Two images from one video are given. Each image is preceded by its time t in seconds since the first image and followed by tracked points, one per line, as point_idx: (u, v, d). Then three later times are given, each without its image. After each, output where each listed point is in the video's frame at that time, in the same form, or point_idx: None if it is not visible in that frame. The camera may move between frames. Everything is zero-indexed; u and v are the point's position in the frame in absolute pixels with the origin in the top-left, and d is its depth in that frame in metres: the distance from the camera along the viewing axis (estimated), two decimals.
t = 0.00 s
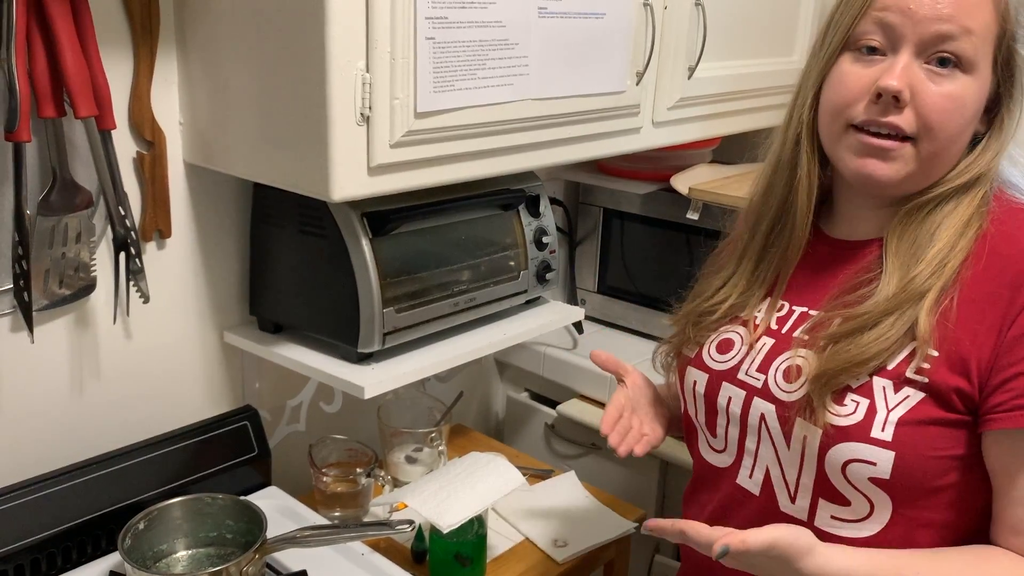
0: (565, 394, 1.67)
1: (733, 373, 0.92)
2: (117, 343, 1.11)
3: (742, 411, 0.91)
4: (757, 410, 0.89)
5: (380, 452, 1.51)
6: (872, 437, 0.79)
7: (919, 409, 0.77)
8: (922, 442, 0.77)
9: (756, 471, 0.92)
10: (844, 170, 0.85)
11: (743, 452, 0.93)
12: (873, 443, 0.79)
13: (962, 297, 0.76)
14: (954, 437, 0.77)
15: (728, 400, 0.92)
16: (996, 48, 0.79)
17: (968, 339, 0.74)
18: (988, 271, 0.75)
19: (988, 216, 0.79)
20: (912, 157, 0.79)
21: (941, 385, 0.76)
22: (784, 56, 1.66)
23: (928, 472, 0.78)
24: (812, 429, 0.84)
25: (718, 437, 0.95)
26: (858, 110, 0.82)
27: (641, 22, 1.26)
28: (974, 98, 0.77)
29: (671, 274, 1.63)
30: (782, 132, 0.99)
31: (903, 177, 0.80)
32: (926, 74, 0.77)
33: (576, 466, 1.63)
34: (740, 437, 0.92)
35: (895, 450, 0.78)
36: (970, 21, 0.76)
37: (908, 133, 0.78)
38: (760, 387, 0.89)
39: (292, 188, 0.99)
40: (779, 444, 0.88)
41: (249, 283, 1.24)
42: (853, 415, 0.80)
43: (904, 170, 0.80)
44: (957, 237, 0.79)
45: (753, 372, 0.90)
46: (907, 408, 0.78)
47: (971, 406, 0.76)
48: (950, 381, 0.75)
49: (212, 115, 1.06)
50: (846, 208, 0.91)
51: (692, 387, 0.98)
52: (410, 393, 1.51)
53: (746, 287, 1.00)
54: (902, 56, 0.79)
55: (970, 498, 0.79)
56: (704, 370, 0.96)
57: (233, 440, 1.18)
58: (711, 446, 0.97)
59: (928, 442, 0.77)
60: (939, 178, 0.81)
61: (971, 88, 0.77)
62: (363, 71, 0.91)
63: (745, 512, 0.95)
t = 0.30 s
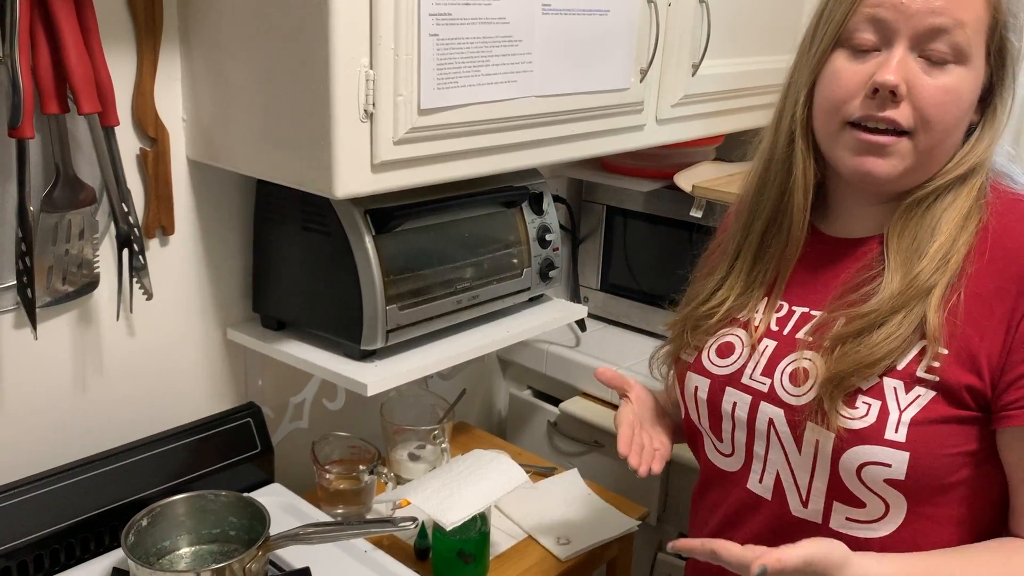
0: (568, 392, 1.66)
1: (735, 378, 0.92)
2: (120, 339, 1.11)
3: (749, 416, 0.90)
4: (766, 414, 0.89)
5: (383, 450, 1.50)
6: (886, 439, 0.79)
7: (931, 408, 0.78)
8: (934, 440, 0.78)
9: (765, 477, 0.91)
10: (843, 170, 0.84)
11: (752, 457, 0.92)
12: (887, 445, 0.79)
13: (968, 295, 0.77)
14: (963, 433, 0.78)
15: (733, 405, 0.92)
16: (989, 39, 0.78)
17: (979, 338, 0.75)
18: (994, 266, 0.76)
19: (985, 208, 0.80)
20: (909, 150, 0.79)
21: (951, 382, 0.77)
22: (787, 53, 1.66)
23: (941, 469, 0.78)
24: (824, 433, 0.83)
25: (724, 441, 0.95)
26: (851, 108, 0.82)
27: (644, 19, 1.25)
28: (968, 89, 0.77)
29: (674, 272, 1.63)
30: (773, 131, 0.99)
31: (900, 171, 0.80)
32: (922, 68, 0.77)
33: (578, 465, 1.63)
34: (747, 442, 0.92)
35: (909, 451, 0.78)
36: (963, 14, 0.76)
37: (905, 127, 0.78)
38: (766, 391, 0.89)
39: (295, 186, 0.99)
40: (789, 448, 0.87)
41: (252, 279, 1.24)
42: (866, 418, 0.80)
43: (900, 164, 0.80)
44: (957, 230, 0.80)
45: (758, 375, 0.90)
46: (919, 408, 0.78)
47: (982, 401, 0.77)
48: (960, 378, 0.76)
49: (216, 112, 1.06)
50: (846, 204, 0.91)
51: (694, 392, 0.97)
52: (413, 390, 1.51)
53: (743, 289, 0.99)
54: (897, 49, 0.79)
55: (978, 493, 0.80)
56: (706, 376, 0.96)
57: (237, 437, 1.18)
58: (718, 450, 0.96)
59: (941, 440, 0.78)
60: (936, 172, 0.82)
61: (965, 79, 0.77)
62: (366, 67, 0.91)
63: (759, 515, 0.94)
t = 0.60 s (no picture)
0: (570, 389, 1.66)
1: (733, 375, 0.92)
2: (123, 335, 1.11)
3: (746, 413, 0.90)
4: (762, 411, 0.89)
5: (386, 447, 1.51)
6: (881, 436, 0.79)
7: (925, 403, 0.78)
8: (928, 436, 0.78)
9: (764, 472, 0.91)
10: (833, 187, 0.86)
11: (750, 454, 0.92)
12: (881, 442, 0.79)
13: (962, 291, 0.77)
14: (956, 429, 0.78)
15: (730, 403, 0.92)
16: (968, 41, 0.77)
17: (971, 333, 0.75)
18: (987, 261, 0.76)
19: (977, 205, 0.80)
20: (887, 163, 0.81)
21: (945, 379, 0.77)
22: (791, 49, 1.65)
23: (935, 465, 0.78)
24: (820, 430, 0.83)
25: (722, 437, 0.95)
26: (835, 126, 0.82)
27: (648, 15, 1.25)
28: (948, 99, 0.77)
29: (676, 268, 1.62)
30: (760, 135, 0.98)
31: (883, 185, 0.82)
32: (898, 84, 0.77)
33: (580, 461, 1.63)
34: (745, 438, 0.92)
35: (904, 446, 0.78)
36: (937, 27, 0.75)
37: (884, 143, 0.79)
38: (762, 389, 0.89)
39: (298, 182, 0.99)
40: (786, 445, 0.88)
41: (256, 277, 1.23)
42: (861, 415, 0.80)
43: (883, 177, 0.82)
44: (949, 228, 0.80)
45: (754, 373, 0.90)
46: (913, 404, 0.78)
47: (974, 396, 0.77)
48: (955, 374, 0.76)
49: (218, 109, 1.06)
50: (837, 206, 0.91)
51: (692, 390, 0.97)
52: (417, 386, 1.51)
53: (734, 296, 1.00)
54: (872, 69, 0.79)
55: (975, 487, 0.80)
56: (704, 373, 0.96)
57: (239, 433, 1.18)
58: (716, 446, 0.97)
59: (934, 435, 0.78)
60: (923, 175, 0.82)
61: (944, 89, 0.77)
62: (369, 63, 0.91)
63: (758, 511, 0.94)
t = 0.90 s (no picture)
0: (572, 387, 1.66)
1: (726, 372, 0.92)
2: (125, 334, 1.11)
3: (738, 409, 0.90)
4: (753, 409, 0.89)
5: (388, 445, 1.51)
6: (865, 434, 0.80)
7: (910, 403, 0.78)
8: (915, 435, 0.78)
9: (756, 468, 0.92)
10: (822, 169, 0.84)
11: (743, 450, 0.92)
12: (865, 440, 0.80)
13: (948, 290, 0.77)
14: (944, 428, 0.78)
15: (724, 399, 0.92)
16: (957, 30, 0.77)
17: (957, 332, 0.75)
18: (975, 260, 0.76)
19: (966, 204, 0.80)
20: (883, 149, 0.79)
21: (931, 379, 0.77)
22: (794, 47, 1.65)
23: (921, 464, 0.79)
24: (807, 427, 0.84)
25: (718, 433, 0.95)
26: (824, 113, 0.82)
27: (650, 12, 1.25)
28: (939, 88, 0.77)
29: (678, 266, 1.62)
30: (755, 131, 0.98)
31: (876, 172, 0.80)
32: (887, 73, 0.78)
33: (582, 458, 1.63)
34: (737, 434, 0.92)
35: (888, 445, 0.79)
36: (926, 17, 0.76)
37: (877, 129, 0.78)
38: (754, 386, 0.89)
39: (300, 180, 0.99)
40: (775, 441, 0.88)
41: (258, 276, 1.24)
42: (846, 413, 0.81)
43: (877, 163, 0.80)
44: (939, 224, 0.80)
45: (747, 370, 0.90)
46: (898, 403, 0.79)
47: (961, 395, 0.77)
48: (940, 374, 0.76)
49: (220, 107, 1.06)
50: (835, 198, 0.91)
51: (688, 386, 0.98)
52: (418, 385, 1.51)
53: (729, 295, 1.00)
54: (863, 57, 0.79)
55: (963, 485, 0.80)
56: (699, 369, 0.96)
57: (241, 431, 1.18)
58: (713, 441, 0.97)
59: (921, 435, 0.78)
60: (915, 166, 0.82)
61: (934, 80, 0.77)
62: (370, 62, 0.91)
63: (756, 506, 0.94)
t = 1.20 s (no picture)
0: (573, 387, 1.66)
1: (729, 364, 0.93)
2: (126, 334, 1.11)
3: (737, 401, 0.92)
4: (751, 401, 0.90)
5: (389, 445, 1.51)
6: (859, 431, 0.80)
7: (908, 402, 0.78)
8: (911, 436, 0.78)
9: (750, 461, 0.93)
10: (843, 181, 0.85)
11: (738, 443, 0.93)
12: (859, 437, 0.80)
13: (953, 292, 0.77)
14: (941, 431, 0.78)
15: (723, 391, 0.93)
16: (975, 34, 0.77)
17: (958, 333, 0.75)
18: (982, 266, 0.76)
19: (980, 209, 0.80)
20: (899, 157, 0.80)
21: (929, 380, 0.77)
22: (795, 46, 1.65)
23: (916, 465, 0.79)
24: (801, 420, 0.85)
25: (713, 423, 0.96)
26: (840, 121, 0.83)
27: (650, 12, 1.25)
28: (956, 92, 0.77)
29: (679, 267, 1.62)
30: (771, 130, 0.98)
31: (894, 179, 0.81)
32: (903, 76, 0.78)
33: (583, 459, 1.63)
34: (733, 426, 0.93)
35: (882, 444, 0.79)
36: (942, 19, 0.76)
37: (891, 136, 0.79)
38: (755, 378, 0.90)
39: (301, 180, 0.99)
40: (770, 434, 0.89)
41: (258, 277, 1.24)
42: (843, 408, 0.81)
43: (894, 171, 0.81)
44: (953, 226, 0.80)
45: (750, 363, 0.91)
46: (895, 402, 0.79)
47: (960, 399, 0.77)
48: (938, 376, 0.76)
49: (221, 107, 1.06)
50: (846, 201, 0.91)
51: (692, 377, 0.99)
52: (418, 385, 1.51)
53: (735, 293, 1.01)
54: (879, 59, 0.79)
55: (959, 494, 0.80)
56: (702, 361, 0.97)
57: (242, 431, 1.18)
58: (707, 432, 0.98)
59: (918, 436, 0.78)
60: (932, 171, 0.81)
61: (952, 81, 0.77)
62: (371, 62, 0.91)
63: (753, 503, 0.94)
